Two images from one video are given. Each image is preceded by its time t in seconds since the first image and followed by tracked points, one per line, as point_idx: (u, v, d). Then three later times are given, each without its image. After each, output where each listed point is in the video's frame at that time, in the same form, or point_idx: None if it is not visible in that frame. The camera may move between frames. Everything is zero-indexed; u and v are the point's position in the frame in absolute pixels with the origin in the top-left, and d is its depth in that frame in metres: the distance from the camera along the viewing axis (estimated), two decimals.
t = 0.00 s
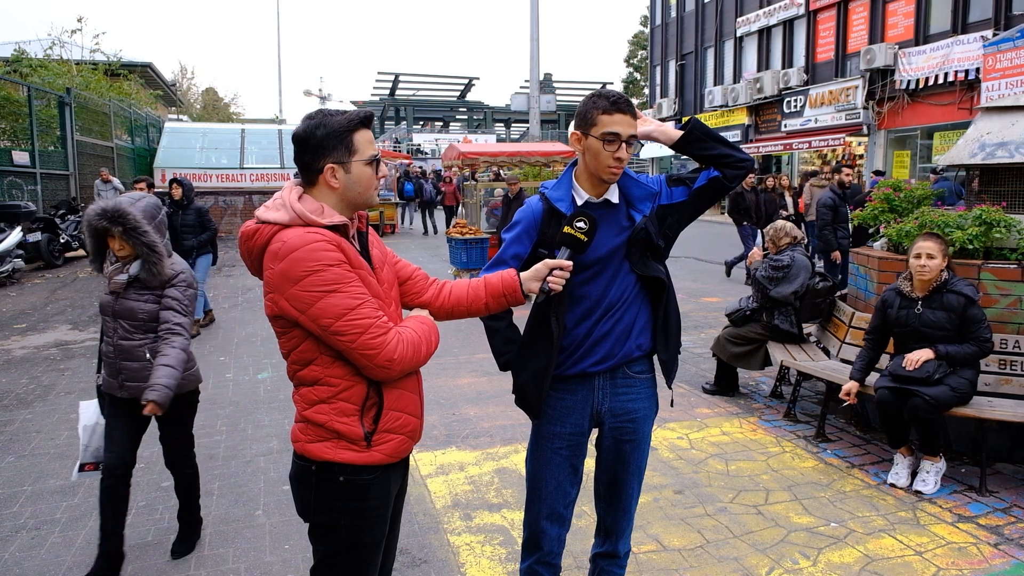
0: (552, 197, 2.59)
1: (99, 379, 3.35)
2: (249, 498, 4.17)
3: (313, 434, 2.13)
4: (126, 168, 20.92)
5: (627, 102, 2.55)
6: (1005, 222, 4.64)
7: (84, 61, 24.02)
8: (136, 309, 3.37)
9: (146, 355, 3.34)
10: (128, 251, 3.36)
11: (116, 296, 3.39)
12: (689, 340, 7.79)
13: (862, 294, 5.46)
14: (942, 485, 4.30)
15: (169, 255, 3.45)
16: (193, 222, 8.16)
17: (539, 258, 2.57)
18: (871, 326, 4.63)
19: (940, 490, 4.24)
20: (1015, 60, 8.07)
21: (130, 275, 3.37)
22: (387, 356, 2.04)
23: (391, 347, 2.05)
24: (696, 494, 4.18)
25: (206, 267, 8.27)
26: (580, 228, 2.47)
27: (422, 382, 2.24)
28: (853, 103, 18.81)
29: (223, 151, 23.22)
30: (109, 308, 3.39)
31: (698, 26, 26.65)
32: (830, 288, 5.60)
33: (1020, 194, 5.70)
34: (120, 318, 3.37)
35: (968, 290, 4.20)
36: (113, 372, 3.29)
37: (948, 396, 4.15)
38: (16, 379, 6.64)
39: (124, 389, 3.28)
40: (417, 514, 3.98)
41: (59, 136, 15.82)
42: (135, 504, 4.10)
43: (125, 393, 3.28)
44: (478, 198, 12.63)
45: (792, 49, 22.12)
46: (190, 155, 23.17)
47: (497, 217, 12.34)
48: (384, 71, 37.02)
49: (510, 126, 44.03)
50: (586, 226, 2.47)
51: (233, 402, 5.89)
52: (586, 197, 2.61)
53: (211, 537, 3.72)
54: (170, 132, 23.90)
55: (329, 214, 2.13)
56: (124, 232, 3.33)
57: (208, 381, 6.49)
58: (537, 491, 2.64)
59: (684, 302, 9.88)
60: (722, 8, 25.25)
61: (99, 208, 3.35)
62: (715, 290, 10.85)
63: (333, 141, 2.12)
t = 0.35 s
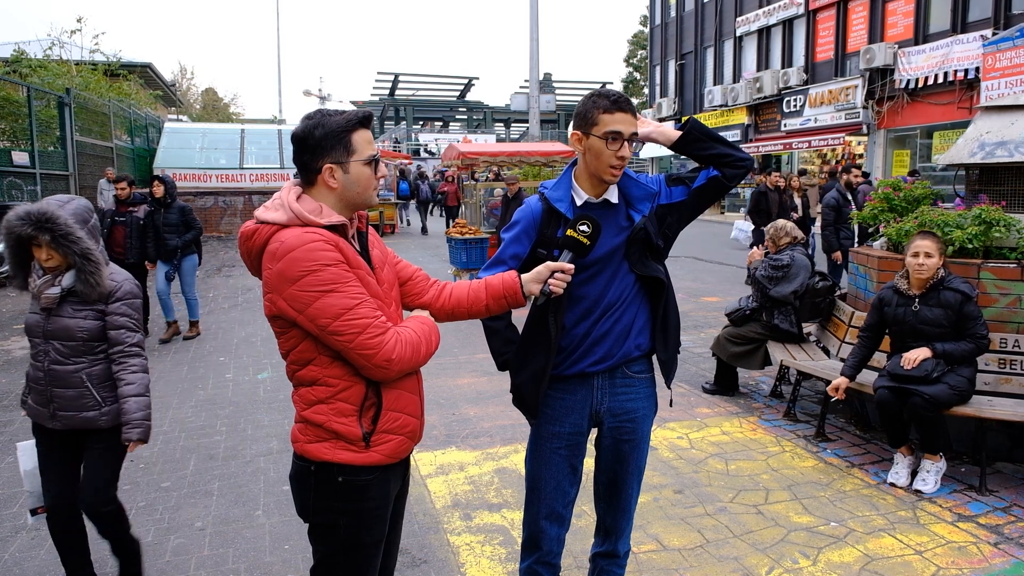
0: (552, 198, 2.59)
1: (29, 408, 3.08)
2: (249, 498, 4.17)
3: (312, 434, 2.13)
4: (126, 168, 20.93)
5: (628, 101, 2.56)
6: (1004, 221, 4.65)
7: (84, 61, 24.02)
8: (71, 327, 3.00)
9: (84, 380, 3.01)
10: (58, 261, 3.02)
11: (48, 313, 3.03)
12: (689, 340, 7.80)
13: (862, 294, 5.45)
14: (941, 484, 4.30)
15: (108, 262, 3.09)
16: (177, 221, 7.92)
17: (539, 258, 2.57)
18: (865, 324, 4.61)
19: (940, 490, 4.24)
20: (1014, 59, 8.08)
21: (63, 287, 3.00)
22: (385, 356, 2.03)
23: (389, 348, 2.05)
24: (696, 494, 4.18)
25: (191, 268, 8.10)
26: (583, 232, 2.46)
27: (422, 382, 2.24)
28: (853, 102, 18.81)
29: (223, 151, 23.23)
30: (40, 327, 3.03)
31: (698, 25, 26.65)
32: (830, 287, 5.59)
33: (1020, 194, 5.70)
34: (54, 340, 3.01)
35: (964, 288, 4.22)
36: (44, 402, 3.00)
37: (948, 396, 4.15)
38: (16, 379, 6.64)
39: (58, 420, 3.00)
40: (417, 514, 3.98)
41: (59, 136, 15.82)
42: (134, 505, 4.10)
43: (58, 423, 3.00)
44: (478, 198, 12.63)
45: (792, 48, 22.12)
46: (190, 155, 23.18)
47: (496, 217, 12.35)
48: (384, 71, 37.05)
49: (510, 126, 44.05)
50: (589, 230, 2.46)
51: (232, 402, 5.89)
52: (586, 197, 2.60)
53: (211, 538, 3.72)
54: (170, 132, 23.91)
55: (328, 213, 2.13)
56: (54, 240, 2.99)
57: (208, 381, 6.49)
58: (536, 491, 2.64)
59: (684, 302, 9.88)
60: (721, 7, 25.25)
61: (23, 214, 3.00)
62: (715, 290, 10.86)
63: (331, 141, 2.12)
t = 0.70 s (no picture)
0: (553, 198, 2.58)
1: None
2: (249, 498, 4.17)
3: (309, 435, 2.13)
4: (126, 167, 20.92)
5: (628, 97, 2.56)
6: (1005, 223, 4.65)
7: (84, 60, 24.00)
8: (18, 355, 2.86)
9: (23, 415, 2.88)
10: None
11: None
12: (688, 340, 7.80)
13: (862, 295, 5.45)
14: (941, 486, 4.31)
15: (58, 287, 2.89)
16: (110, 232, 6.79)
17: (540, 258, 2.56)
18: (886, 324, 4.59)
19: (937, 491, 4.24)
20: (1015, 61, 8.08)
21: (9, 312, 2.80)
22: (383, 356, 2.03)
23: (388, 348, 2.05)
24: (696, 494, 4.18)
25: (124, 286, 6.90)
26: (582, 231, 2.46)
27: (421, 383, 2.24)
28: (853, 103, 18.82)
29: (223, 150, 23.22)
30: None
31: (698, 26, 26.66)
32: (829, 288, 5.58)
33: (1020, 195, 5.70)
34: None
35: (980, 288, 4.23)
36: None
37: (949, 401, 4.16)
38: (15, 379, 6.63)
39: None
40: (417, 514, 3.98)
41: (58, 135, 15.81)
42: (133, 504, 4.09)
43: None
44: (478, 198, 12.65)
45: (792, 50, 22.12)
46: (189, 154, 23.17)
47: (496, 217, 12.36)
48: (384, 71, 37.03)
49: (510, 126, 44.05)
50: (589, 229, 2.45)
51: (232, 402, 5.88)
52: (587, 196, 2.60)
53: (210, 537, 3.72)
54: (170, 132, 23.93)
55: (325, 212, 2.12)
56: None
57: (207, 380, 6.48)
58: (539, 491, 2.63)
59: (683, 303, 9.88)
60: (722, 8, 25.26)
61: None
62: (714, 290, 10.86)
63: (330, 139, 2.12)
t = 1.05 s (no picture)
0: (550, 199, 2.59)
1: None
2: (249, 497, 4.17)
3: (308, 435, 2.12)
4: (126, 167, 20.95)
5: (612, 94, 2.55)
6: (1005, 223, 4.66)
7: (84, 59, 24.00)
8: None
9: None
10: None
11: None
12: (689, 340, 7.79)
13: (862, 295, 5.45)
14: (942, 486, 4.31)
15: None
16: (83, 237, 6.59)
17: (538, 259, 2.57)
18: (886, 324, 4.58)
19: (939, 490, 4.24)
20: (1015, 61, 8.08)
21: None
22: (381, 356, 2.03)
23: (388, 345, 2.05)
24: (696, 494, 4.18)
25: (107, 291, 6.81)
26: (582, 232, 2.46)
27: (420, 383, 2.24)
28: (853, 103, 18.82)
29: (222, 150, 23.20)
30: None
31: (699, 26, 26.65)
32: (829, 288, 5.58)
33: (1020, 196, 5.70)
34: None
35: (981, 289, 4.21)
36: None
37: (950, 401, 4.15)
38: (14, 378, 6.63)
39: None
40: (417, 514, 3.98)
41: (58, 134, 15.80)
42: (133, 504, 4.09)
43: None
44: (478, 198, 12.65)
45: (792, 50, 22.12)
46: (189, 154, 23.17)
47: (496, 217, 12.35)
48: (384, 71, 37.01)
49: (510, 126, 44.02)
50: (588, 230, 2.46)
51: (231, 402, 5.87)
52: (585, 197, 2.61)
53: (210, 537, 3.72)
54: (170, 131, 23.93)
55: (325, 212, 2.12)
56: None
57: (207, 380, 6.48)
58: (542, 489, 2.64)
59: (684, 303, 9.87)
60: (722, 8, 25.26)
61: None
62: (714, 290, 10.86)
63: (328, 139, 2.12)
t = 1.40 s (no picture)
0: (552, 196, 2.59)
1: None
2: (248, 497, 4.16)
3: (306, 434, 2.12)
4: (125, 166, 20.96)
5: (615, 95, 2.55)
6: (1005, 222, 4.66)
7: (83, 59, 24.00)
8: None
9: None
10: None
11: None
12: (688, 339, 7.78)
13: (862, 294, 5.45)
14: (942, 485, 4.31)
15: None
16: (49, 234, 6.10)
17: (539, 256, 2.58)
18: (887, 323, 4.59)
19: (938, 489, 4.24)
20: (1015, 60, 8.07)
21: None
22: (381, 356, 2.03)
23: (388, 344, 2.05)
24: (696, 494, 4.18)
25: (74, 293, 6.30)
26: (581, 232, 2.46)
27: (419, 383, 2.24)
28: (853, 102, 18.82)
29: (222, 149, 23.20)
30: None
31: (698, 25, 26.63)
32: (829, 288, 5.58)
33: (1020, 195, 5.70)
34: None
35: (984, 291, 4.21)
36: None
37: (950, 401, 4.15)
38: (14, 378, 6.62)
39: None
40: (417, 514, 3.97)
41: (57, 134, 15.80)
42: (132, 504, 4.08)
43: None
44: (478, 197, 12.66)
45: (792, 49, 22.11)
46: (189, 153, 23.17)
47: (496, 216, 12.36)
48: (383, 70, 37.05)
49: (510, 125, 44.02)
50: (587, 230, 2.46)
51: (231, 401, 5.87)
52: (586, 196, 2.60)
53: (210, 537, 3.71)
54: (170, 131, 23.93)
55: (324, 211, 2.12)
56: None
57: (206, 380, 6.47)
58: (537, 486, 2.63)
59: (683, 302, 9.86)
60: (722, 7, 25.25)
61: None
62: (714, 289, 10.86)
63: (328, 138, 2.12)
